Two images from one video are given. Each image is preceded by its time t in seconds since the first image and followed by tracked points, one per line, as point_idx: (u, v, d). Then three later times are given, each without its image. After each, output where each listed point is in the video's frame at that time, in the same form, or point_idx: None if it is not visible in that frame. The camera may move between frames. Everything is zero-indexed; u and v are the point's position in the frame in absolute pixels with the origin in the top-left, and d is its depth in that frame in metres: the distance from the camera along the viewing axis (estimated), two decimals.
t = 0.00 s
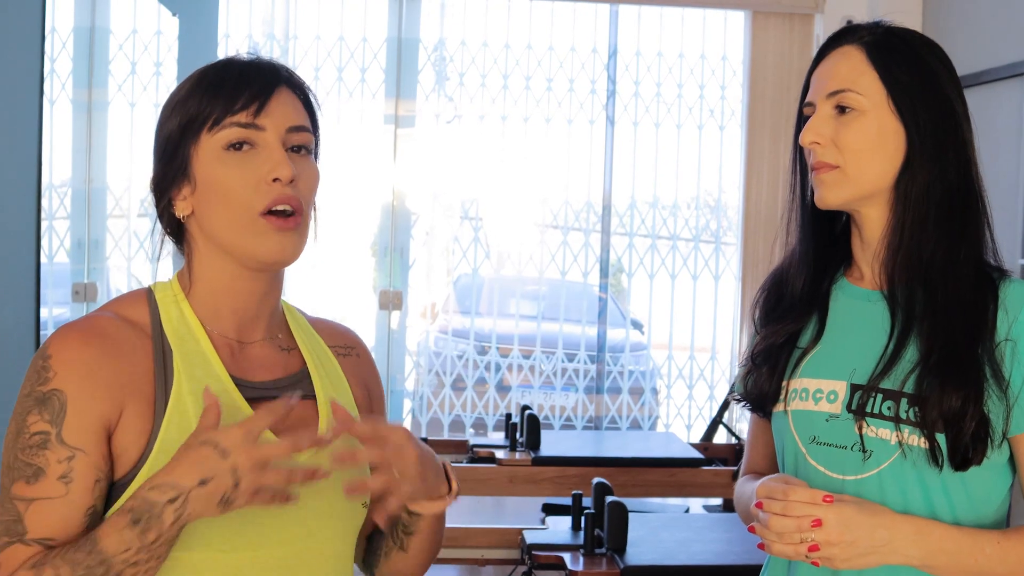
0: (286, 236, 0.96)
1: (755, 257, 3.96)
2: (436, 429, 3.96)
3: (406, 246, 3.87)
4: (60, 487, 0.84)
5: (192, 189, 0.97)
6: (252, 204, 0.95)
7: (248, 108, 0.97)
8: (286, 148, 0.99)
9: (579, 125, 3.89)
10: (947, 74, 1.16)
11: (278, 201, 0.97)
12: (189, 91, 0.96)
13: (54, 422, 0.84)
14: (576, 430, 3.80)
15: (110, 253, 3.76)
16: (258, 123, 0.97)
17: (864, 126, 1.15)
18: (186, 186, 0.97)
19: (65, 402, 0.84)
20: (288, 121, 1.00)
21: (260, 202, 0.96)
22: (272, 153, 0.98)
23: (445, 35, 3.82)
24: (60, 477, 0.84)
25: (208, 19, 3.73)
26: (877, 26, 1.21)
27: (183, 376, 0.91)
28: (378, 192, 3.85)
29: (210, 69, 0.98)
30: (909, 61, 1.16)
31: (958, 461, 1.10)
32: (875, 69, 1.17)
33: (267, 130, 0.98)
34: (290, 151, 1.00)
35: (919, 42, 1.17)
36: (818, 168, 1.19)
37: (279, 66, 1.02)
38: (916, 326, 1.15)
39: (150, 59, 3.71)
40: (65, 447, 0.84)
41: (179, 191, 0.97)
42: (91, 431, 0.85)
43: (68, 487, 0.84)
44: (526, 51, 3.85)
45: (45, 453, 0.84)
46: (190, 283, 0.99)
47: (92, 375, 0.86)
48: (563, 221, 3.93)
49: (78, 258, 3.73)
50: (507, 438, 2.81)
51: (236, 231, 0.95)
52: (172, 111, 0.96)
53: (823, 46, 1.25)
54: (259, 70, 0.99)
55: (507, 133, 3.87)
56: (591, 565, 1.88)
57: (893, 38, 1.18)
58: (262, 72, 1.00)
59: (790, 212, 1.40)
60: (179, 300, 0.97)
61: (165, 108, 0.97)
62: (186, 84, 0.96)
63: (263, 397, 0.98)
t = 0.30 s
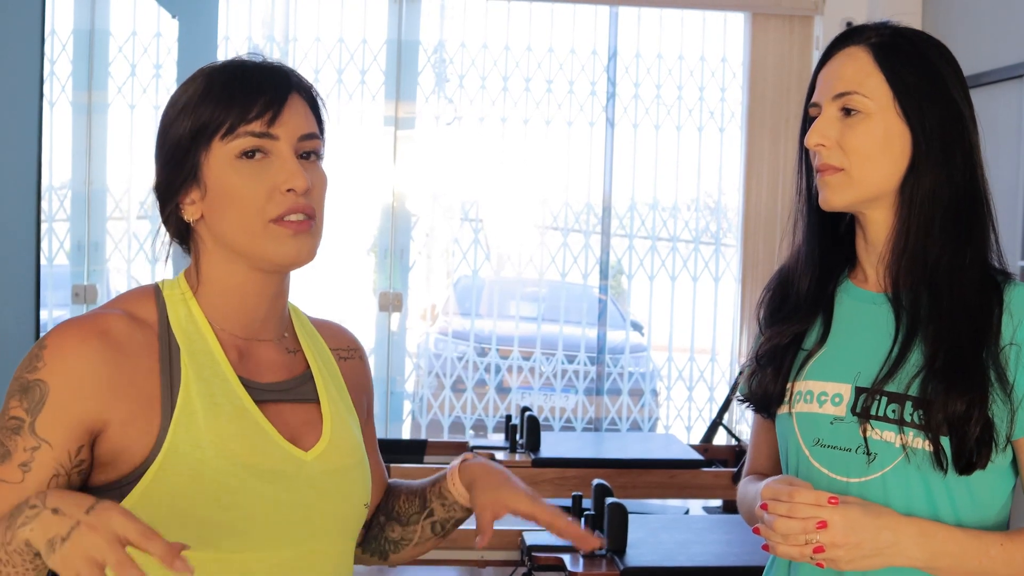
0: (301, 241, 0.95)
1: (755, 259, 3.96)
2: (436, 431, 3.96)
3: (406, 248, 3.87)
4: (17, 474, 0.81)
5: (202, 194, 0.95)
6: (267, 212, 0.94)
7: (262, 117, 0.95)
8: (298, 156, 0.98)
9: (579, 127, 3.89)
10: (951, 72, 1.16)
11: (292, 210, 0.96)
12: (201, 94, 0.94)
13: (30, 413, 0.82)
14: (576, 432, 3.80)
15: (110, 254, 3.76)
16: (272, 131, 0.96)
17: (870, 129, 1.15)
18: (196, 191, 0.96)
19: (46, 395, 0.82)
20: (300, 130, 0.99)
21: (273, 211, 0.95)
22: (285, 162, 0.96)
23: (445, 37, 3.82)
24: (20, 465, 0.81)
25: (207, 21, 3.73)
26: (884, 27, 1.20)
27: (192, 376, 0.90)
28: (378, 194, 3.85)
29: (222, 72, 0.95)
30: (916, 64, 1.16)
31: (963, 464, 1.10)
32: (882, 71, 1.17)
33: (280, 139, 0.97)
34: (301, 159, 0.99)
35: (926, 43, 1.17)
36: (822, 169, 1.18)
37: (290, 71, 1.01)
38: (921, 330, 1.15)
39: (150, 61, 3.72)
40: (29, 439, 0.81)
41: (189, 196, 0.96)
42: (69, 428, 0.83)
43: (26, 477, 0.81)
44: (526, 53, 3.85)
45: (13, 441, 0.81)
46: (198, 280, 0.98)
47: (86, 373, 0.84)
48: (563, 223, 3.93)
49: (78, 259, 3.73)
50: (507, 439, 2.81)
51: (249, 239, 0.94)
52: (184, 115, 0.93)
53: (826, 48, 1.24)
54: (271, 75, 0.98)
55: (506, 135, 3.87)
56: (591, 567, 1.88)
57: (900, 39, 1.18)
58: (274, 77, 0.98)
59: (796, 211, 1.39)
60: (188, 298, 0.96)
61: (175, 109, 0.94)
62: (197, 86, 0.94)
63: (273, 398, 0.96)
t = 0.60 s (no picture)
0: (296, 263, 0.96)
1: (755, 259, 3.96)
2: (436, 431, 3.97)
3: (406, 249, 3.86)
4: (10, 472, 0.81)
5: (202, 196, 0.95)
6: (265, 231, 0.94)
7: (274, 131, 0.95)
8: (303, 173, 0.98)
9: (579, 128, 3.89)
10: (953, 73, 1.16)
11: (290, 230, 0.96)
12: (217, 94, 0.93)
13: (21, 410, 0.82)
14: (575, 433, 3.80)
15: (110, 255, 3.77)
16: (282, 147, 0.96)
17: (871, 130, 1.15)
18: (197, 191, 0.95)
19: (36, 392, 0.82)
20: (309, 147, 0.98)
21: (273, 229, 0.95)
22: (291, 180, 0.96)
23: (444, 38, 3.82)
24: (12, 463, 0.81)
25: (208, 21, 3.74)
26: (886, 27, 1.20)
27: (182, 375, 0.89)
28: (377, 195, 3.85)
29: (241, 75, 0.94)
30: (920, 66, 1.15)
31: (964, 465, 1.10)
32: (884, 72, 1.17)
33: (290, 155, 0.97)
34: (307, 179, 0.99)
35: (927, 42, 1.17)
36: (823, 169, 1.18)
37: (308, 84, 1.00)
38: (922, 331, 1.16)
39: (150, 63, 3.73)
40: (6, 429, 0.79)
41: (190, 196, 0.95)
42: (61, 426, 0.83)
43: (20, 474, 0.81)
44: (526, 54, 3.86)
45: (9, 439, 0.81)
46: (190, 280, 0.98)
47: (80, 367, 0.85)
48: (563, 224, 3.93)
49: (78, 260, 3.73)
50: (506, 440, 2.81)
51: (244, 252, 0.94)
52: (197, 113, 0.92)
53: (826, 49, 1.24)
54: (290, 89, 0.97)
55: (506, 136, 3.87)
56: (591, 567, 1.88)
57: (900, 39, 1.18)
58: (292, 89, 0.97)
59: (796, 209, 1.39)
60: (177, 298, 0.96)
61: (188, 102, 0.93)
62: (215, 84, 0.93)
63: (264, 397, 0.95)
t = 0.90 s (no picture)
0: (282, 280, 0.96)
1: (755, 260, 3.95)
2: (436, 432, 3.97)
3: (406, 249, 3.86)
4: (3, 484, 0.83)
5: (193, 201, 0.95)
6: (253, 242, 0.94)
7: (267, 140, 0.94)
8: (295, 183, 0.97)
9: (578, 129, 3.90)
10: (966, 82, 1.17)
11: (278, 243, 0.95)
12: (211, 100, 0.92)
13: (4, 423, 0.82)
14: (575, 435, 3.80)
15: (110, 256, 3.77)
16: (274, 157, 0.95)
17: (880, 113, 1.15)
18: (187, 197, 0.95)
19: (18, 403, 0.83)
20: (303, 157, 0.98)
21: (261, 241, 0.95)
22: (281, 190, 0.96)
23: (444, 39, 3.82)
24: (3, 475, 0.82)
25: (208, 21, 3.74)
26: (903, 29, 1.21)
27: (170, 381, 0.90)
28: (377, 196, 3.85)
29: (236, 80, 0.94)
30: (935, 67, 1.16)
31: (961, 470, 1.10)
32: (900, 61, 1.17)
33: (281, 165, 0.96)
34: (298, 189, 0.98)
35: (943, 59, 1.17)
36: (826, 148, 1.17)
37: (303, 92, 1.00)
38: (922, 330, 1.15)
39: (150, 64, 3.73)
40: None
41: (180, 201, 0.95)
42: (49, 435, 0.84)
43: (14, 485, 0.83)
44: (526, 54, 3.85)
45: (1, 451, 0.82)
46: (177, 285, 0.99)
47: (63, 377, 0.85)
48: (563, 224, 3.93)
49: (78, 261, 3.73)
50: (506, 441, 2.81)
51: (227, 265, 0.95)
52: (191, 117, 0.92)
53: (847, 37, 1.25)
54: (285, 96, 0.97)
55: (506, 136, 3.87)
56: (591, 568, 1.88)
57: (916, 44, 1.18)
58: (287, 98, 0.97)
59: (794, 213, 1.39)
60: (165, 303, 0.97)
61: (181, 106, 0.93)
62: (208, 91, 0.92)
63: (254, 402, 0.96)
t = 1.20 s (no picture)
0: (272, 279, 0.97)
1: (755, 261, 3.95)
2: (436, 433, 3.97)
3: (406, 249, 3.86)
4: None
5: (179, 205, 0.95)
6: (241, 250, 0.95)
7: (251, 149, 0.94)
8: (281, 190, 0.98)
9: (578, 129, 3.90)
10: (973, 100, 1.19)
11: (265, 252, 0.96)
12: (198, 104, 0.92)
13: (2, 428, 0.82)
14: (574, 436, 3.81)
15: (110, 257, 3.77)
16: (259, 165, 0.95)
17: (897, 98, 1.16)
18: (173, 199, 0.95)
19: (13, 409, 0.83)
20: (290, 163, 0.98)
21: (249, 249, 0.95)
22: (268, 199, 0.96)
23: (444, 40, 3.82)
24: None
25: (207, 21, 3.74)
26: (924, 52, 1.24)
27: (162, 383, 0.91)
28: (376, 197, 3.85)
29: (224, 84, 0.93)
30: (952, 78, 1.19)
31: (944, 467, 1.09)
32: (925, 68, 1.20)
33: (267, 174, 0.96)
34: (285, 194, 0.98)
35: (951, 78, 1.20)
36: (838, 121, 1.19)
37: (291, 95, 0.99)
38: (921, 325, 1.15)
39: (149, 65, 3.72)
40: None
41: (167, 206, 0.96)
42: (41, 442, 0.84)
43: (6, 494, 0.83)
44: (526, 56, 3.85)
45: None
46: (169, 284, 0.99)
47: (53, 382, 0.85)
48: (563, 225, 3.93)
49: (78, 263, 3.74)
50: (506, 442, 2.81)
51: (217, 267, 0.95)
52: (177, 120, 0.92)
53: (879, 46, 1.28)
54: (273, 100, 0.96)
55: (506, 137, 3.87)
56: (591, 569, 1.88)
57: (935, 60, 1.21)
58: (275, 102, 0.96)
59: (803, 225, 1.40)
60: (158, 302, 0.98)
61: (166, 109, 0.92)
62: (195, 95, 0.92)
63: (246, 402, 0.97)
